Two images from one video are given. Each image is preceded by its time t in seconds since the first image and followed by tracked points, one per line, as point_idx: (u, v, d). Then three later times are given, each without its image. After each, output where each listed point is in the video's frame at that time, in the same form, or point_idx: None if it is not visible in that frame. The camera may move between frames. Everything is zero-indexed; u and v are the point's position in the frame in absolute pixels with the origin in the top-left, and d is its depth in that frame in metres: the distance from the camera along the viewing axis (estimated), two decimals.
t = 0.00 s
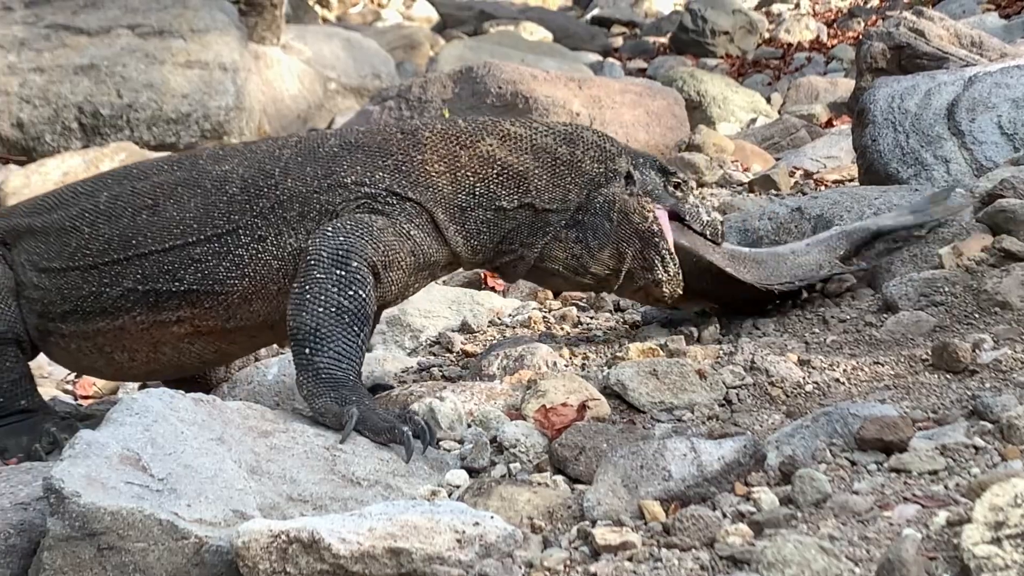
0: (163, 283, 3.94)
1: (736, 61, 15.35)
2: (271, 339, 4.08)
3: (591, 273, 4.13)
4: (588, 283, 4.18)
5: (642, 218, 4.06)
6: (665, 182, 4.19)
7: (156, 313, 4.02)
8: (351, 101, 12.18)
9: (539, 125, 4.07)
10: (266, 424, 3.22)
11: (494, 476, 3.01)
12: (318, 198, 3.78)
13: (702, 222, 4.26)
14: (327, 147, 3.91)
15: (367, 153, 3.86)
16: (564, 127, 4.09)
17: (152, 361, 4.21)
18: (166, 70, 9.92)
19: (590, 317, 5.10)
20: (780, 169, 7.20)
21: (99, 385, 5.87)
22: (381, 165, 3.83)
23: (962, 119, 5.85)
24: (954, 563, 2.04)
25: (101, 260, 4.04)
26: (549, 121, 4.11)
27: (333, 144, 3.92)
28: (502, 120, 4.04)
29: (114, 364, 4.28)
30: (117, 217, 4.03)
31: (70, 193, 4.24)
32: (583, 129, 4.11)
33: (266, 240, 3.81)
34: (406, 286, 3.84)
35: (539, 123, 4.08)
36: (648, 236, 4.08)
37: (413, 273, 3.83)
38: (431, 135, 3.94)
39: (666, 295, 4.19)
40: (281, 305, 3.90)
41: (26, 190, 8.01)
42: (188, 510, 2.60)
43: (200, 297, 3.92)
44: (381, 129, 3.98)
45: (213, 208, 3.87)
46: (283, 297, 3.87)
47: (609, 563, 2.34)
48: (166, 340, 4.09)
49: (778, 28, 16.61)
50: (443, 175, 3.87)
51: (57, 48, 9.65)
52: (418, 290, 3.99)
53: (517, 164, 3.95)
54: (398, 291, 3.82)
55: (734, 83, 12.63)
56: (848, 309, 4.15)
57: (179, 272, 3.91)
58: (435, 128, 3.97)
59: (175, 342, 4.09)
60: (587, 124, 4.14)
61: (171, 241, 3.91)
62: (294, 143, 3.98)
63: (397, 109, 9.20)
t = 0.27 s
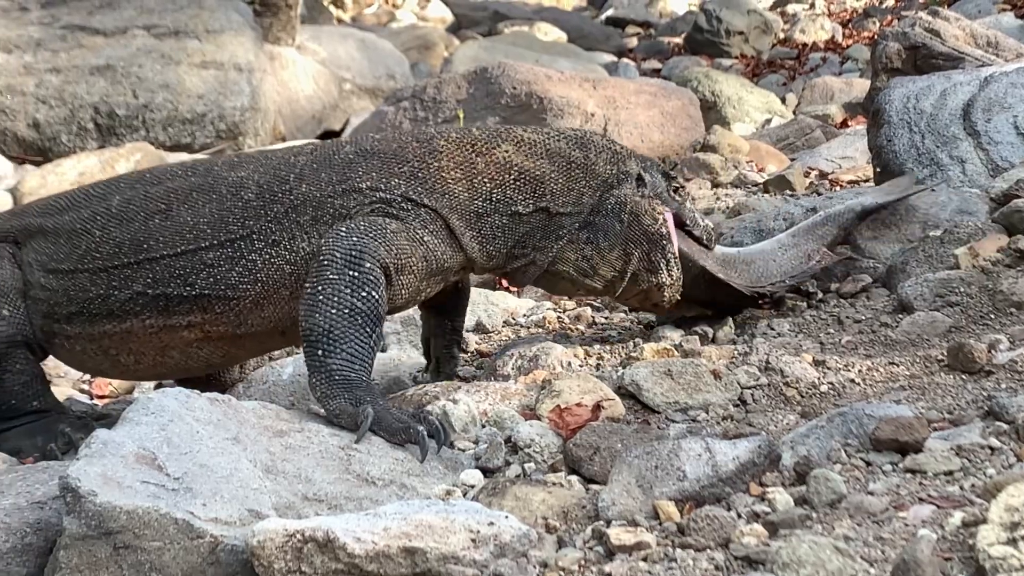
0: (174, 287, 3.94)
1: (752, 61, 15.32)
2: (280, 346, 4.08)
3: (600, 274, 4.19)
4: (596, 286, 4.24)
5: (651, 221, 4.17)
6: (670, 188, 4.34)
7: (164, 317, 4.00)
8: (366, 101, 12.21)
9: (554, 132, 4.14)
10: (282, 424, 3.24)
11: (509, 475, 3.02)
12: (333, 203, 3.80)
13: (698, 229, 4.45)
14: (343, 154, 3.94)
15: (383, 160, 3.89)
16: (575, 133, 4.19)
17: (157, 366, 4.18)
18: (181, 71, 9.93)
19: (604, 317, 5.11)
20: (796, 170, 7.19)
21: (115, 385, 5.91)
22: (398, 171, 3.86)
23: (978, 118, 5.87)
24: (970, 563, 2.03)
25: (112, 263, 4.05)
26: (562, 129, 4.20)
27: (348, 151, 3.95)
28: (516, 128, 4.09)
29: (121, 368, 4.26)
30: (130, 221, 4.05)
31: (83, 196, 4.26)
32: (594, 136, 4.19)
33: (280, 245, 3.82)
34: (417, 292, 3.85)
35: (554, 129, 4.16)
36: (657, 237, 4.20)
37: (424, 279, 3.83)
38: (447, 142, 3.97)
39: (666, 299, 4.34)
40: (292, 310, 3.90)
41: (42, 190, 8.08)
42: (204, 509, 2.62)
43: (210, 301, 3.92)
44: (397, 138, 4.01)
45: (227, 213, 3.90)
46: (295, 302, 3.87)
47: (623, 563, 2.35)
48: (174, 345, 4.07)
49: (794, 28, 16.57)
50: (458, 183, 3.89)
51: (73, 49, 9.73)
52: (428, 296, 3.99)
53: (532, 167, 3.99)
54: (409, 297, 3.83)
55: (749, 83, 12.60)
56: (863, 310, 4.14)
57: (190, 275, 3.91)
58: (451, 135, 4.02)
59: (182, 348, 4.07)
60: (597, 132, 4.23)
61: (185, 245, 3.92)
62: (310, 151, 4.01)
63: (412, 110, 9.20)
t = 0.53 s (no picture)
0: (219, 288, 4.00)
1: (768, 60, 15.28)
2: (322, 343, 4.12)
3: (627, 242, 4.23)
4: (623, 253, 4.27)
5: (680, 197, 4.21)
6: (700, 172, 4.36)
7: (208, 317, 4.06)
8: (382, 100, 12.23)
9: (592, 117, 4.18)
10: (298, 422, 3.26)
11: (525, 474, 3.03)
12: (379, 201, 3.85)
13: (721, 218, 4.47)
14: (386, 151, 3.97)
15: (427, 157, 3.92)
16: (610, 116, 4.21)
17: (198, 365, 4.23)
18: (198, 70, 9.80)
19: (620, 317, 5.11)
20: (812, 169, 7.17)
21: (132, 383, 5.94)
22: (442, 167, 3.89)
23: (996, 118, 5.83)
24: (987, 563, 2.03)
25: (155, 264, 4.10)
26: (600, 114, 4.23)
27: (392, 148, 3.98)
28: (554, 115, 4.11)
29: (159, 367, 4.31)
30: (172, 224, 4.10)
31: (120, 196, 4.30)
32: (628, 118, 4.22)
33: (325, 244, 3.87)
34: (462, 286, 3.89)
35: (592, 116, 4.19)
36: (681, 218, 4.21)
37: (470, 273, 3.87)
38: (491, 136, 3.99)
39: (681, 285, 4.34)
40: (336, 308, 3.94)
41: (59, 190, 8.15)
42: (220, 507, 2.64)
43: (254, 301, 3.98)
44: (441, 133, 4.04)
45: (272, 215, 3.95)
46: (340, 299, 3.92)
47: (639, 562, 2.35)
48: (216, 344, 4.12)
49: (810, 27, 16.52)
50: (504, 175, 3.92)
51: (90, 48, 9.59)
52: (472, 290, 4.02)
53: (574, 153, 4.03)
54: (456, 291, 3.87)
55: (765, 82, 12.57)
56: (880, 309, 4.13)
57: (236, 276, 3.97)
58: (494, 128, 4.04)
59: (224, 347, 4.13)
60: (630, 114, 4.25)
61: (230, 247, 3.98)
62: (352, 149, 4.04)
63: (428, 108, 9.21)
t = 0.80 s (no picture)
0: (235, 288, 4.05)
1: (783, 57, 15.23)
2: (339, 341, 4.12)
3: (634, 224, 4.21)
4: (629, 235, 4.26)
5: (685, 182, 4.17)
6: (714, 157, 4.31)
7: (225, 317, 4.11)
8: (397, 99, 12.26)
9: (596, 101, 4.14)
10: (313, 420, 3.28)
11: (540, 472, 3.04)
12: (387, 197, 3.87)
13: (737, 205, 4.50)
14: (391, 148, 3.99)
15: (432, 151, 3.93)
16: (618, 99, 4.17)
17: (217, 364, 4.27)
18: (213, 69, 9.76)
19: (635, 315, 5.11)
20: (827, 166, 7.15)
21: (148, 381, 5.99)
22: (447, 161, 3.90)
23: (1012, 115, 5.82)
24: (1003, 562, 2.03)
25: (171, 267, 4.16)
26: (605, 97, 4.18)
27: (396, 144, 4.00)
28: (558, 101, 4.08)
29: (178, 366, 4.34)
30: (184, 228, 4.16)
31: (132, 199, 4.36)
32: (637, 102, 4.17)
33: (336, 242, 3.89)
34: (477, 277, 3.89)
35: (596, 99, 4.15)
36: (687, 202, 4.19)
37: (484, 265, 3.87)
38: (494, 127, 3.98)
39: (683, 268, 4.33)
40: (351, 303, 3.96)
41: (75, 188, 8.22)
42: (236, 505, 2.65)
43: (269, 300, 4.01)
44: (444, 126, 4.04)
45: (282, 216, 3.98)
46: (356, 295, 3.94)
47: (654, 560, 2.36)
48: (234, 343, 4.16)
49: (826, 25, 16.46)
50: (509, 163, 3.92)
51: (106, 47, 9.50)
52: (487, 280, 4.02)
53: (578, 139, 4.01)
54: (472, 282, 3.87)
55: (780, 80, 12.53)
56: (895, 307, 4.12)
57: (250, 276, 4.02)
58: (496, 117, 4.02)
59: (243, 345, 4.16)
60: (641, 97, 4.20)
61: (243, 249, 4.02)
62: (357, 146, 4.07)
63: (443, 106, 9.05)
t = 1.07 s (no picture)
0: (273, 284, 4.14)
1: (796, 56, 15.19)
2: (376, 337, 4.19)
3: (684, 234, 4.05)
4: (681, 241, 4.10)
5: (728, 190, 3.92)
6: (764, 150, 3.98)
7: (265, 313, 4.20)
8: (409, 98, 12.29)
9: (628, 96, 3.96)
10: (327, 419, 3.29)
11: (552, 471, 3.04)
12: (409, 195, 3.91)
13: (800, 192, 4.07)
14: (414, 144, 4.01)
15: (451, 148, 3.95)
16: (652, 90, 3.98)
17: (260, 361, 4.36)
18: (226, 68, 9.81)
19: (648, 313, 5.10)
20: (841, 165, 7.13)
21: (161, 380, 6.03)
22: (465, 158, 3.92)
23: None
24: (1017, 561, 2.02)
25: (211, 266, 4.26)
26: (639, 89, 3.98)
27: (418, 140, 4.02)
28: (587, 95, 3.97)
29: (221, 363, 4.45)
30: (225, 226, 4.24)
31: (169, 198, 4.45)
32: (675, 97, 3.96)
33: (364, 240, 3.97)
34: (496, 274, 3.91)
35: (627, 93, 3.96)
36: (735, 210, 3.95)
37: (504, 261, 3.89)
38: (515, 122, 3.96)
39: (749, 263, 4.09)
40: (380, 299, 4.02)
41: (89, 188, 8.26)
42: (249, 504, 2.67)
43: (307, 296, 4.09)
44: (466, 120, 4.04)
45: (313, 214, 4.06)
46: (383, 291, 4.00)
47: (667, 559, 2.36)
48: (276, 340, 4.25)
49: (838, 23, 16.41)
50: (527, 161, 3.92)
51: (119, 46, 9.52)
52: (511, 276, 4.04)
53: (602, 139, 3.92)
54: (490, 278, 3.89)
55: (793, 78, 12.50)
56: (909, 306, 4.11)
57: (287, 273, 4.11)
58: (518, 113, 3.98)
59: (284, 342, 4.25)
60: (679, 90, 3.98)
61: (278, 247, 4.11)
62: (382, 142, 4.10)
63: (456, 105, 9.10)
